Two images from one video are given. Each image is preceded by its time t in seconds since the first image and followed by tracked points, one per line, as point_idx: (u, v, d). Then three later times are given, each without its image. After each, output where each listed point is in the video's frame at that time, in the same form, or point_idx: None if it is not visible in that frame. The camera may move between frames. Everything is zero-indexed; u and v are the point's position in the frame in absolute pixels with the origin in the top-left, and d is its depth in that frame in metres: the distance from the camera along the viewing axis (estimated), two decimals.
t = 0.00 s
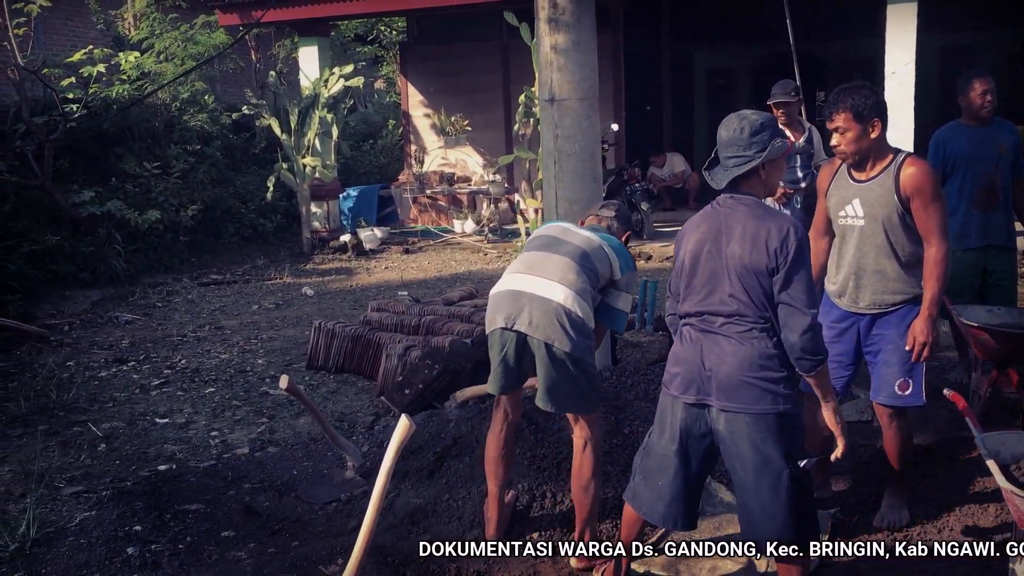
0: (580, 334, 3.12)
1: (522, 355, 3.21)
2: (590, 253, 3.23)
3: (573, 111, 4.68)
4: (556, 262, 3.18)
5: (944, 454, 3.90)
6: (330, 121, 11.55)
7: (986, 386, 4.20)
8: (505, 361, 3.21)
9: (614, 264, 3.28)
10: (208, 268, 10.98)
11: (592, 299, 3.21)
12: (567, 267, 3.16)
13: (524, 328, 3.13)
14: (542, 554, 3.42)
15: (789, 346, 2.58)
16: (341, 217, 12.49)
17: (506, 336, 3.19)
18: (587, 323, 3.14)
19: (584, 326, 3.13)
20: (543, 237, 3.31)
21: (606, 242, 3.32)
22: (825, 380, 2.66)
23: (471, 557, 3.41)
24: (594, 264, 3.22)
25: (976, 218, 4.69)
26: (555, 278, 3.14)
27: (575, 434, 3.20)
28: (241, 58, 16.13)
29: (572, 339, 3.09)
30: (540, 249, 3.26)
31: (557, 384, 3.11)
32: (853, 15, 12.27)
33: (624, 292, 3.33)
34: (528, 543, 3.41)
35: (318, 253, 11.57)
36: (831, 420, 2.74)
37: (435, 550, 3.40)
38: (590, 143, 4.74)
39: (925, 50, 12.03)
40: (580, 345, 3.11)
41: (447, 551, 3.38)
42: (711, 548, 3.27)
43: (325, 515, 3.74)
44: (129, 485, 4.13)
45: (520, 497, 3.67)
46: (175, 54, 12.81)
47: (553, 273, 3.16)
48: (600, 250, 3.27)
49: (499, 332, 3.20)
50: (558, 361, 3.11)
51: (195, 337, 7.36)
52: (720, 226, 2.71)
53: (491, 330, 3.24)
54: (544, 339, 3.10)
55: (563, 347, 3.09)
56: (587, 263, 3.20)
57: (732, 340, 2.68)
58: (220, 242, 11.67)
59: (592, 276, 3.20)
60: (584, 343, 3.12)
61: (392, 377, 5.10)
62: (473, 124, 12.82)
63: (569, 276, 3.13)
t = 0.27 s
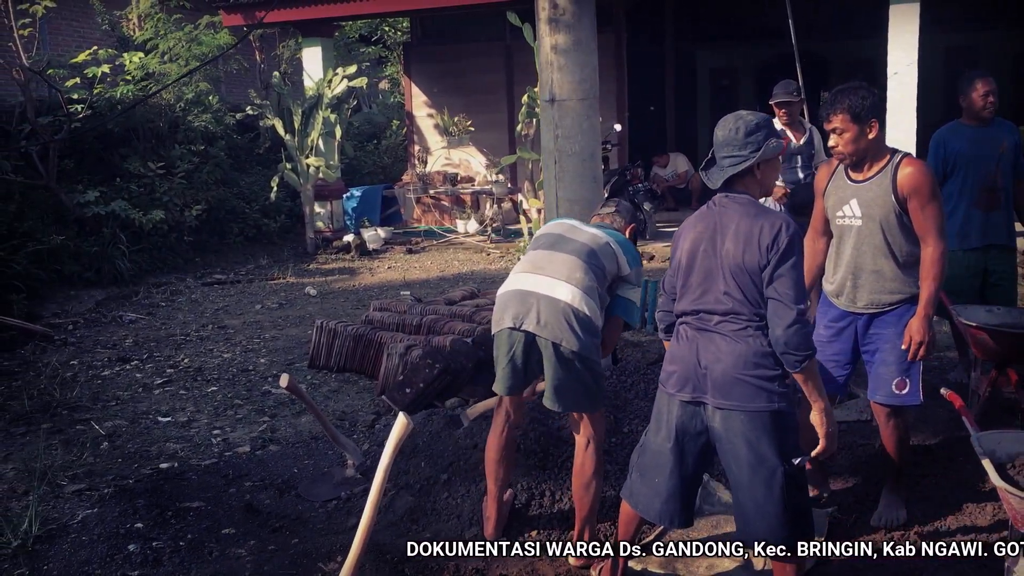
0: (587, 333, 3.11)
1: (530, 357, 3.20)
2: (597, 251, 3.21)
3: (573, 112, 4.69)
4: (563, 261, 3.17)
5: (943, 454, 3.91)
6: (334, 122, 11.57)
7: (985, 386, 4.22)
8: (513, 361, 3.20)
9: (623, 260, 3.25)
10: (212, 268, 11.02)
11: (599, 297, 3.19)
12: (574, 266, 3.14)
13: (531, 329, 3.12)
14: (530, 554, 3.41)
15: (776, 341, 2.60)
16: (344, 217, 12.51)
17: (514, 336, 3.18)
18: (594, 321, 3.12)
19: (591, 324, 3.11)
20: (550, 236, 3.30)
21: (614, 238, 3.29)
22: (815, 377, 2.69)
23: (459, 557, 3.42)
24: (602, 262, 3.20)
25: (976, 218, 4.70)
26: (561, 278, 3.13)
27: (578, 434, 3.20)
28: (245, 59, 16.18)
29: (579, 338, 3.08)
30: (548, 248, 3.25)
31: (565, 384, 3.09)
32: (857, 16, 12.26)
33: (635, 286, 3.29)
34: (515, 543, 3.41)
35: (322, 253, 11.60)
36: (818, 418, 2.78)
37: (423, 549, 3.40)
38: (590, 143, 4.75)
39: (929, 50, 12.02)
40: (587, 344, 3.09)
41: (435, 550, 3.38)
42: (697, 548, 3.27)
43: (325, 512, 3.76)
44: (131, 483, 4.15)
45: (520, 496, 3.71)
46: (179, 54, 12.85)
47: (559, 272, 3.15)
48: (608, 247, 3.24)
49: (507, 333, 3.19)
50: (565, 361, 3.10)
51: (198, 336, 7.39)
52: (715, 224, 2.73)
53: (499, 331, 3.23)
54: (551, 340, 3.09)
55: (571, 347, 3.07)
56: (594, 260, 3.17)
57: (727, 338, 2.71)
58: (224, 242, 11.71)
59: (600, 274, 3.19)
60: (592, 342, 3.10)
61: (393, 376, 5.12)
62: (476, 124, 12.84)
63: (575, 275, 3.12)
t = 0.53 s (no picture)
0: (590, 336, 3.11)
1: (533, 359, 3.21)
2: (602, 254, 3.20)
3: (573, 113, 4.70)
4: (567, 264, 3.16)
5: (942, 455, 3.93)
6: (337, 122, 11.60)
7: (984, 386, 4.24)
8: (516, 363, 3.20)
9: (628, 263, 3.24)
10: (215, 268, 11.05)
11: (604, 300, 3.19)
12: (579, 269, 3.14)
13: (534, 331, 3.13)
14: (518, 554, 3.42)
15: (773, 341, 2.62)
16: (348, 218, 12.53)
17: (516, 338, 3.18)
18: (598, 324, 3.13)
19: (595, 327, 3.12)
20: (555, 238, 3.29)
21: (620, 241, 3.28)
22: (811, 376, 2.70)
23: (445, 557, 3.41)
24: (608, 265, 3.19)
25: (976, 219, 4.71)
26: (565, 281, 3.13)
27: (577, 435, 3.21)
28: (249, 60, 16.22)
29: (582, 342, 3.09)
30: (552, 250, 3.24)
31: (568, 387, 3.11)
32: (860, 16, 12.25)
33: (643, 287, 3.28)
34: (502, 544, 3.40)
35: (325, 253, 11.63)
36: (817, 416, 2.79)
37: (411, 550, 3.40)
38: (591, 144, 4.76)
39: (932, 51, 12.02)
40: (590, 347, 3.10)
41: (423, 550, 3.38)
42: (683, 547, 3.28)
43: (325, 511, 3.78)
44: (132, 482, 4.17)
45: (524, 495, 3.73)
46: (183, 55, 12.89)
47: (563, 275, 3.15)
48: (614, 249, 3.24)
49: (510, 335, 3.19)
50: (567, 363, 3.11)
51: (201, 336, 7.41)
52: (711, 226, 2.75)
53: (502, 332, 3.23)
54: (554, 343, 3.10)
55: (574, 350, 3.08)
56: (599, 263, 3.17)
57: (725, 338, 2.72)
58: (227, 242, 11.74)
59: (605, 277, 3.18)
60: (594, 346, 3.11)
61: (394, 376, 5.14)
62: (479, 125, 12.86)
63: (579, 278, 3.12)
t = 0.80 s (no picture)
0: (593, 342, 3.10)
1: (535, 364, 3.21)
2: (608, 259, 3.19)
3: (573, 114, 4.71)
4: (572, 269, 3.15)
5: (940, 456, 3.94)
6: (340, 123, 11.61)
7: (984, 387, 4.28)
8: (518, 368, 3.20)
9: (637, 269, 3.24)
10: (217, 268, 11.08)
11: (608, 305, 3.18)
12: (583, 274, 3.12)
13: (536, 336, 3.12)
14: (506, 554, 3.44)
15: (770, 340, 2.62)
16: (351, 218, 12.53)
17: (520, 342, 3.18)
18: (602, 330, 3.12)
19: (599, 333, 3.11)
20: (561, 243, 3.27)
21: (627, 245, 3.26)
22: (808, 374, 2.70)
23: (432, 557, 3.42)
24: (613, 270, 3.18)
25: (976, 220, 4.73)
26: (570, 286, 3.11)
27: (582, 437, 3.22)
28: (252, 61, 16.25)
29: (585, 348, 3.08)
30: (558, 254, 3.23)
31: (570, 392, 3.10)
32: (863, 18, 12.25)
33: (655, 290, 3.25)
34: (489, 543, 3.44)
35: (327, 254, 11.66)
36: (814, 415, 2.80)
37: (399, 549, 3.40)
38: (591, 144, 4.77)
39: (935, 53, 12.02)
40: (593, 353, 3.09)
41: (412, 550, 3.39)
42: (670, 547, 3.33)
43: (325, 510, 3.79)
44: (133, 481, 4.19)
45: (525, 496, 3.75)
46: (186, 56, 12.91)
47: (567, 280, 3.13)
48: (620, 254, 3.22)
49: (514, 338, 3.19)
50: (569, 369, 3.10)
51: (203, 336, 7.43)
52: (708, 226, 2.76)
53: (506, 336, 3.23)
54: (556, 348, 3.09)
55: (577, 356, 3.07)
56: (605, 269, 3.16)
57: (722, 338, 2.73)
58: (230, 242, 11.76)
59: (611, 282, 3.16)
60: (597, 352, 3.10)
61: (395, 376, 5.16)
62: (481, 126, 12.88)
63: (584, 284, 3.10)
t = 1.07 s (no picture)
0: (593, 346, 3.09)
1: (534, 366, 3.22)
2: (610, 262, 3.18)
3: (573, 116, 4.72)
4: (572, 272, 3.14)
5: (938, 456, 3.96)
6: (343, 124, 11.62)
7: (982, 388, 4.34)
8: (518, 368, 3.20)
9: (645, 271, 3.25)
10: (220, 269, 11.12)
11: (609, 309, 3.17)
12: (583, 277, 3.11)
13: (535, 338, 3.12)
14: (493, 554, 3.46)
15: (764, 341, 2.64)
16: (353, 219, 12.58)
17: (519, 344, 3.18)
18: (602, 334, 3.11)
19: (598, 337, 3.10)
20: (565, 246, 3.27)
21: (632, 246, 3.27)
22: (803, 375, 2.72)
23: (419, 556, 3.43)
24: (615, 273, 3.17)
25: (976, 222, 4.75)
26: (569, 289, 3.11)
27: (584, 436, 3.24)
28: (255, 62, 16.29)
29: (584, 351, 3.07)
30: (560, 257, 3.23)
31: (569, 395, 3.11)
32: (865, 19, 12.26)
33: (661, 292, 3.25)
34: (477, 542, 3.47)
35: (330, 255, 11.69)
36: (806, 418, 2.82)
37: (386, 549, 3.41)
38: (591, 146, 4.78)
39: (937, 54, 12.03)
40: (591, 357, 3.08)
41: (399, 551, 3.39)
42: (660, 548, 3.36)
43: (325, 510, 3.81)
44: (134, 481, 4.22)
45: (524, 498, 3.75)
46: (189, 58, 12.96)
47: (567, 283, 3.12)
48: (623, 258, 3.22)
49: (514, 340, 3.19)
50: (567, 371, 3.09)
51: (205, 336, 7.46)
52: (704, 228, 2.78)
53: (508, 337, 3.24)
54: (553, 351, 3.08)
55: (576, 360, 3.07)
56: (606, 273, 3.15)
57: (717, 338, 2.74)
58: (233, 243, 11.80)
59: (612, 285, 3.15)
60: (595, 355, 3.09)
61: (395, 376, 5.18)
62: (483, 127, 12.90)
63: (583, 286, 3.09)
